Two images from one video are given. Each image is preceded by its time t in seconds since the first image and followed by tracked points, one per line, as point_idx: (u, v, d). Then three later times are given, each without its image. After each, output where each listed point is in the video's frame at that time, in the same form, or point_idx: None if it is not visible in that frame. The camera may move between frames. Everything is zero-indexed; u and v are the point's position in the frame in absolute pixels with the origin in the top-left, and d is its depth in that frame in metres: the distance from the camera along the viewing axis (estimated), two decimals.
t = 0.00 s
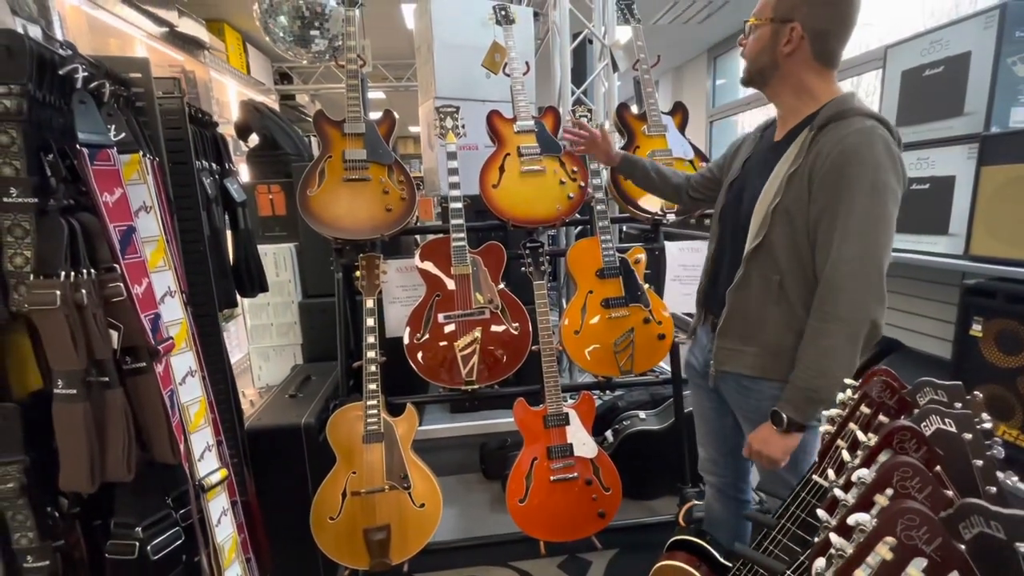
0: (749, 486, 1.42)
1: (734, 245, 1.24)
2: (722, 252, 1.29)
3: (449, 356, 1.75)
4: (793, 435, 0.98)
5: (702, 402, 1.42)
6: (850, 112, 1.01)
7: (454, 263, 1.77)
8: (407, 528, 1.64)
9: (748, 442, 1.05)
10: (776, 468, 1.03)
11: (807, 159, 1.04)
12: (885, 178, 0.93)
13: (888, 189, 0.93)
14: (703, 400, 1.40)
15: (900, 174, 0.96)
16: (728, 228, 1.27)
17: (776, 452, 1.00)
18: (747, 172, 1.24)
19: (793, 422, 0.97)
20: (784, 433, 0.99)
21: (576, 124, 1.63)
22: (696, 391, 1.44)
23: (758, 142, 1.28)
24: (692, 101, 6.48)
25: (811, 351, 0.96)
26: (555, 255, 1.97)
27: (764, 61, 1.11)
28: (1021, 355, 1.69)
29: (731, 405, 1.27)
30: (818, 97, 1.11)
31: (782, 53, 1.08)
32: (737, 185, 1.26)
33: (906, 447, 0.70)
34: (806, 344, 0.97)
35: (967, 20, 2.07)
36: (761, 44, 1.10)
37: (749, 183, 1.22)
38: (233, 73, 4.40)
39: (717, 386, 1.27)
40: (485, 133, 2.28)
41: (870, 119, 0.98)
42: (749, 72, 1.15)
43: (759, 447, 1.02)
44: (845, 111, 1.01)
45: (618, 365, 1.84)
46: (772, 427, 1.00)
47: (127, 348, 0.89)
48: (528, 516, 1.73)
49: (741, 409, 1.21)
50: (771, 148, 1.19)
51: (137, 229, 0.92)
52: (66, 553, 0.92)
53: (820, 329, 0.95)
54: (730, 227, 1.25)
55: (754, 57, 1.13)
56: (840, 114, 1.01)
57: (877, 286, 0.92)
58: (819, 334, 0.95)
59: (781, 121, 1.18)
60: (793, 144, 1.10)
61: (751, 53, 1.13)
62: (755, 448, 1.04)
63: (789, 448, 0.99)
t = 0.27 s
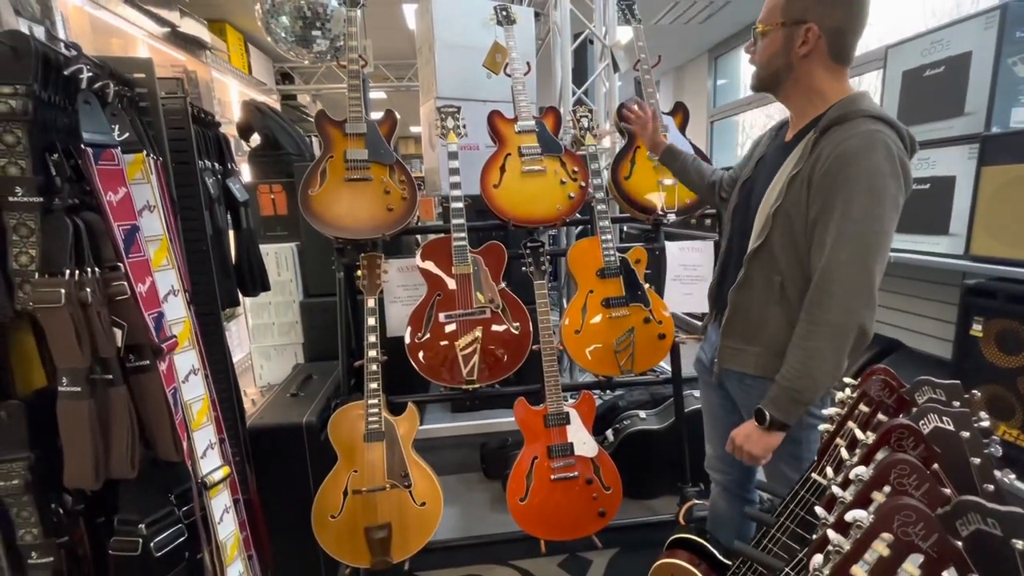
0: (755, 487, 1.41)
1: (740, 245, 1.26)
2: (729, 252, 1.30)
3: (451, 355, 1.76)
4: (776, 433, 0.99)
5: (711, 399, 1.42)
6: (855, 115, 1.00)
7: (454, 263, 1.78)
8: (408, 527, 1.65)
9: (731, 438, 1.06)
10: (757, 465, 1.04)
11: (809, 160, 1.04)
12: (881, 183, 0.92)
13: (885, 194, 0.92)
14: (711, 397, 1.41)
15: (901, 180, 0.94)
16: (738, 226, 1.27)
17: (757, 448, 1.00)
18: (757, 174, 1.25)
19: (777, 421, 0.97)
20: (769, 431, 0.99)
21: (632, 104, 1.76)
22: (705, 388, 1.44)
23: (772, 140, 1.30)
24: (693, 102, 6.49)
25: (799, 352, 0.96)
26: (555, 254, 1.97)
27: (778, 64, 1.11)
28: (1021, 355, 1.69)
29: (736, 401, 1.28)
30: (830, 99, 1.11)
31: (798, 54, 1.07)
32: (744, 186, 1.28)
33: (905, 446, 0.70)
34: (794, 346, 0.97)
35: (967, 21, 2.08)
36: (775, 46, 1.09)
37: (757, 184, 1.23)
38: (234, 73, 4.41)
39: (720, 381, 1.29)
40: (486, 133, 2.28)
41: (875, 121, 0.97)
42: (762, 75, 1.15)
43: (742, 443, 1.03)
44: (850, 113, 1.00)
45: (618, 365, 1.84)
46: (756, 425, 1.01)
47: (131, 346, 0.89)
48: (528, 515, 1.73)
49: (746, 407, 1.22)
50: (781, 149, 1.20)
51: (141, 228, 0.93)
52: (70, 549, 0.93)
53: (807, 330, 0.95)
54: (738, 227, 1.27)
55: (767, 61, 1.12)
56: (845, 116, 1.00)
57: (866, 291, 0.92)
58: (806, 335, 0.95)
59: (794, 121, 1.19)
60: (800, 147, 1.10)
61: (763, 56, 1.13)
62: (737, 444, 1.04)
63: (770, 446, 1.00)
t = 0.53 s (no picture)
0: (760, 487, 1.43)
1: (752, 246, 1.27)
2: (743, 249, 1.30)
3: (452, 354, 1.76)
4: (786, 432, 0.98)
5: (720, 397, 1.43)
6: (867, 114, 1.00)
7: (456, 261, 1.78)
8: (409, 524, 1.65)
9: (743, 437, 1.05)
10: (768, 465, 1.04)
11: (820, 159, 1.04)
12: (894, 181, 0.92)
13: (898, 194, 0.92)
14: (721, 395, 1.42)
15: (915, 178, 0.94)
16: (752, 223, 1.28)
17: (768, 447, 1.00)
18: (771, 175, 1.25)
19: (787, 419, 0.97)
20: (778, 429, 0.99)
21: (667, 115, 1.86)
22: (715, 386, 1.45)
23: (784, 141, 1.30)
24: (694, 101, 6.48)
25: (808, 351, 0.96)
26: (556, 253, 1.97)
27: (787, 70, 1.11)
28: (1022, 354, 1.69)
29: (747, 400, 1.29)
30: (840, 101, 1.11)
31: (809, 56, 1.07)
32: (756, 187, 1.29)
33: (905, 444, 0.72)
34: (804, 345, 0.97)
35: (967, 21, 2.08)
36: (784, 50, 1.09)
37: (769, 187, 1.24)
38: (235, 72, 4.42)
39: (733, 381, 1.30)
40: (487, 132, 2.29)
41: (887, 119, 0.97)
42: (770, 79, 1.15)
43: (753, 443, 1.02)
44: (861, 112, 1.00)
45: (619, 363, 1.85)
46: (767, 424, 1.01)
47: (133, 343, 0.90)
48: (528, 513, 1.74)
49: (756, 405, 1.23)
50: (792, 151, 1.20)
51: (144, 226, 0.94)
52: (74, 545, 0.93)
53: (819, 330, 0.95)
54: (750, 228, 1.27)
55: (774, 67, 1.12)
56: (855, 116, 1.00)
57: (880, 290, 0.92)
58: (819, 335, 0.95)
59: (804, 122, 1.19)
60: (811, 147, 1.10)
61: (770, 62, 1.12)
62: (747, 443, 1.04)
63: (781, 445, 0.99)
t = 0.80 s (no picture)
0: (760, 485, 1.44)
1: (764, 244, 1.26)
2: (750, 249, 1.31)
3: (453, 352, 1.77)
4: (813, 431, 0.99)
5: (722, 397, 1.43)
6: (880, 112, 1.01)
7: (457, 260, 1.79)
8: (409, 521, 1.66)
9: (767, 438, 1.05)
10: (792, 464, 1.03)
11: (836, 157, 1.04)
12: (916, 177, 0.93)
13: (919, 190, 0.93)
14: (723, 395, 1.42)
15: (933, 174, 0.95)
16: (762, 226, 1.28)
17: (795, 445, 1.00)
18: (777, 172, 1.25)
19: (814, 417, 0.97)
20: (804, 428, 0.99)
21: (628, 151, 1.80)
22: (717, 385, 1.44)
23: (789, 142, 1.30)
24: (696, 99, 6.47)
25: (832, 349, 0.97)
26: (556, 252, 1.97)
27: (798, 66, 1.11)
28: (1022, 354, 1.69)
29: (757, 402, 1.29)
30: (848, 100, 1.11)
31: (819, 54, 1.07)
32: (767, 184, 1.28)
33: (902, 442, 0.71)
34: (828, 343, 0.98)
35: (970, 19, 2.08)
36: (794, 47, 1.09)
37: (779, 182, 1.23)
38: (236, 69, 4.41)
39: (742, 382, 1.30)
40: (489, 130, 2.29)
41: (901, 116, 0.98)
42: (779, 75, 1.15)
43: (778, 442, 1.02)
44: (874, 110, 1.01)
45: (619, 362, 1.85)
46: (793, 424, 1.01)
47: (136, 340, 0.91)
48: (528, 511, 1.74)
49: (767, 406, 1.23)
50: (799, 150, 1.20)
51: (147, 223, 0.94)
52: (76, 540, 0.94)
53: (846, 327, 0.96)
54: (760, 228, 1.27)
55: (783, 64, 1.12)
56: (869, 113, 1.01)
57: (906, 285, 0.93)
58: (846, 332, 0.96)
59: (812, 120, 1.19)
60: (823, 145, 1.10)
61: (780, 58, 1.12)
62: (772, 443, 1.03)
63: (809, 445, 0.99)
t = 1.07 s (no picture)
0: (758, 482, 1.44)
1: (771, 246, 1.24)
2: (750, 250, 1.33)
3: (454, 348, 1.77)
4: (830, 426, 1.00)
5: (721, 398, 1.43)
6: (895, 107, 1.01)
7: (458, 256, 1.79)
8: (409, 517, 1.67)
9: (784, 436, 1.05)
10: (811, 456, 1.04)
11: (856, 152, 1.04)
12: (941, 172, 0.94)
13: (943, 184, 0.94)
14: (720, 395, 1.42)
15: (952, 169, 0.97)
16: (764, 225, 1.28)
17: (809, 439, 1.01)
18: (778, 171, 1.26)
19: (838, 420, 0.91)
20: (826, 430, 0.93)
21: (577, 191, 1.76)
22: (715, 384, 1.45)
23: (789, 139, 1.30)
24: (698, 96, 6.45)
25: (857, 344, 0.97)
26: (557, 249, 1.97)
27: (806, 64, 1.10)
28: None
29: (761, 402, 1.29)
30: (853, 96, 1.12)
31: (827, 50, 1.07)
32: (769, 185, 1.27)
33: (902, 438, 0.70)
34: (852, 338, 0.98)
35: (973, 16, 2.07)
36: (802, 44, 1.09)
37: (785, 181, 1.22)
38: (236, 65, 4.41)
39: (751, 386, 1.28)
40: (490, 127, 2.29)
41: (918, 111, 0.99)
42: (785, 71, 1.14)
43: (799, 440, 1.02)
44: (890, 105, 1.01)
45: (620, 358, 1.85)
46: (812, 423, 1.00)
47: (138, 335, 0.91)
48: (528, 507, 1.75)
49: (767, 403, 1.23)
50: (804, 147, 1.20)
51: (149, 219, 0.95)
52: (79, 534, 0.94)
53: (874, 324, 0.95)
54: (764, 226, 1.28)
55: (788, 63, 1.12)
56: (885, 109, 1.02)
57: (932, 280, 0.93)
58: (873, 328, 0.95)
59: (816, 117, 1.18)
60: (838, 141, 1.10)
61: (786, 56, 1.12)
62: (792, 444, 1.03)
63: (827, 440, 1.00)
